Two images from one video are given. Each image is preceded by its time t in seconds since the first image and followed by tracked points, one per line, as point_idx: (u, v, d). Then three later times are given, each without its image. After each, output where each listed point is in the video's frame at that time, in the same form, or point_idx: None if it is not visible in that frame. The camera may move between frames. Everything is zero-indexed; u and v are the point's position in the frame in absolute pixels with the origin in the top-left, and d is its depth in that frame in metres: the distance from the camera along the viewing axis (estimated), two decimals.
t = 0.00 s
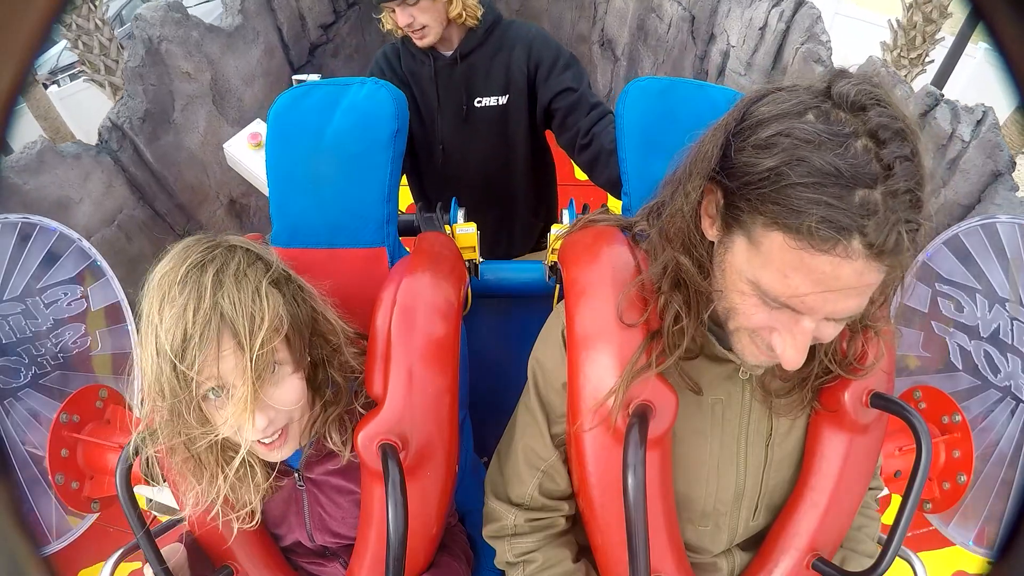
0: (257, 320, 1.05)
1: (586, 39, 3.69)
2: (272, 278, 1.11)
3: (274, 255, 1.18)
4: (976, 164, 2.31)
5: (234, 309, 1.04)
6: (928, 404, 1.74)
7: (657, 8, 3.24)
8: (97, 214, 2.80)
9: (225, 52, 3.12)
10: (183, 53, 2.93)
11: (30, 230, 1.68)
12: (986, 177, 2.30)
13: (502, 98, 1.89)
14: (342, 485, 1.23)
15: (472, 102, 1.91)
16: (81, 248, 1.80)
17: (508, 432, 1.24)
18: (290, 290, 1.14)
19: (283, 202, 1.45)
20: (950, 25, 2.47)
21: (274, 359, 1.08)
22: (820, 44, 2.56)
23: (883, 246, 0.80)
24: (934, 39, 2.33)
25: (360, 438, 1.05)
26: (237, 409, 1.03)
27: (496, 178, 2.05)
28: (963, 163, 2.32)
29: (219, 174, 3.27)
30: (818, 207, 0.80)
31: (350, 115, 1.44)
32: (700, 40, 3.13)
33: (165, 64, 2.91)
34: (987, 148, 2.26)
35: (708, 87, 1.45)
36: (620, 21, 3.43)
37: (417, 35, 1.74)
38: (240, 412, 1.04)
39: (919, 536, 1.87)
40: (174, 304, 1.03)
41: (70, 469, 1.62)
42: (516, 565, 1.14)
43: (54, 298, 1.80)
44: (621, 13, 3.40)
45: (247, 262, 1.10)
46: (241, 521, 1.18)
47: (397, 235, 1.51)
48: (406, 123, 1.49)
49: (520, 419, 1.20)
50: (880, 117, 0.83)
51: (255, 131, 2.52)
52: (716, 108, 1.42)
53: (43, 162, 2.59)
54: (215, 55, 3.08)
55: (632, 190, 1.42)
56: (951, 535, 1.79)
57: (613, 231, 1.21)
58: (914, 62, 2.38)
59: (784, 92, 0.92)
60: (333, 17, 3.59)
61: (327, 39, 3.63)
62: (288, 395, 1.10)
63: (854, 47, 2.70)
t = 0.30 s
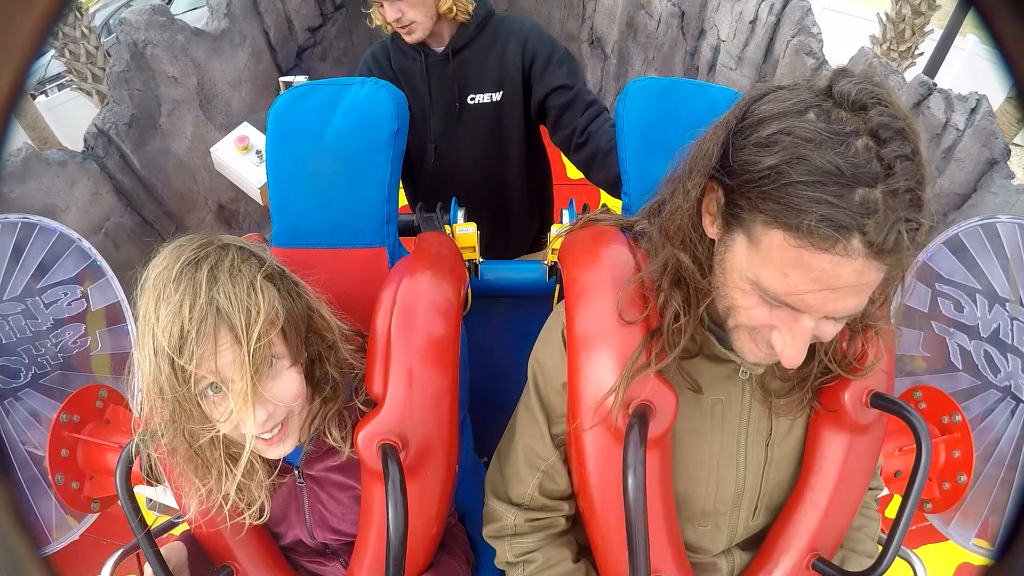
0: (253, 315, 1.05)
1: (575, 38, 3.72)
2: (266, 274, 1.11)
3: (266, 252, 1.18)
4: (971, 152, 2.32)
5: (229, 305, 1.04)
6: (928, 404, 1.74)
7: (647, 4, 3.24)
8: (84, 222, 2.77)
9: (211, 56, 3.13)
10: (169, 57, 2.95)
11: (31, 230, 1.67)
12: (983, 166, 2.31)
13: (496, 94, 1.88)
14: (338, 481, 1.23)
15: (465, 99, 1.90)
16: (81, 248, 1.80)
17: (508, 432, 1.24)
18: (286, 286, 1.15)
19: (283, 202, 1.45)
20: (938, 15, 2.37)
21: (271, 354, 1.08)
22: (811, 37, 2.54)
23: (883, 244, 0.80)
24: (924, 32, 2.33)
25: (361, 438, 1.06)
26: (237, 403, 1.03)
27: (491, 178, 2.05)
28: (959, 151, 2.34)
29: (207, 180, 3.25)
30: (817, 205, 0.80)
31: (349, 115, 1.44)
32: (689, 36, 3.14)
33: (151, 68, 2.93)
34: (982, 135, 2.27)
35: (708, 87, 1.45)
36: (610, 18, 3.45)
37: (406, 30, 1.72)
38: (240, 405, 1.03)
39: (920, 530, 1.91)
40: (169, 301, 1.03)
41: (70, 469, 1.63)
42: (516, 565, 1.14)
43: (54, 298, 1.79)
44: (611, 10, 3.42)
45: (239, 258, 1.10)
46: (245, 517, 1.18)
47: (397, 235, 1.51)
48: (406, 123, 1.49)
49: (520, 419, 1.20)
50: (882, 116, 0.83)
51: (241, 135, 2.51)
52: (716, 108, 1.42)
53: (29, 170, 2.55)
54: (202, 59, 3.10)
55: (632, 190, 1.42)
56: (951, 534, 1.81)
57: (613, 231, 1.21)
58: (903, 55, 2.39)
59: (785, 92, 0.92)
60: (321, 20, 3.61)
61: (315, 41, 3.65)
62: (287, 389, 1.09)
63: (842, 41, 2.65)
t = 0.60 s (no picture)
0: (218, 345, 1.02)
1: (574, 38, 3.72)
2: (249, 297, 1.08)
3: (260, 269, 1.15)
4: (973, 149, 2.31)
5: (197, 331, 1.02)
6: (928, 404, 1.74)
7: (645, 4, 3.25)
8: (78, 223, 2.78)
9: (207, 57, 3.14)
10: (164, 57, 2.95)
11: (31, 230, 1.65)
12: (985, 164, 2.29)
13: (498, 92, 1.88)
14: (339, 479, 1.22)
15: (466, 96, 1.90)
16: (81, 248, 1.78)
17: (507, 432, 1.24)
18: (273, 309, 1.11)
19: (282, 202, 1.45)
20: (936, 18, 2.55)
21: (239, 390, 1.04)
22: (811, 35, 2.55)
23: (880, 240, 0.80)
24: (922, 30, 2.34)
25: (360, 438, 1.06)
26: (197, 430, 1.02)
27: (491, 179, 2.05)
28: (962, 150, 2.32)
29: (203, 182, 3.22)
30: (813, 201, 0.81)
31: (349, 115, 1.44)
32: (688, 35, 3.15)
33: (145, 68, 2.92)
34: (985, 132, 2.26)
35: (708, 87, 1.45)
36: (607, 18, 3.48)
37: (405, 26, 1.72)
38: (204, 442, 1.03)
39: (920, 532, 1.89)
40: (149, 318, 1.03)
41: (70, 469, 1.62)
42: (516, 565, 1.14)
43: (54, 298, 1.80)
44: (609, 10, 3.44)
45: (216, 284, 1.06)
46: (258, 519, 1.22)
47: (397, 235, 1.51)
48: (406, 123, 1.49)
49: (520, 419, 1.20)
50: (879, 113, 0.83)
51: (237, 135, 2.51)
52: (716, 108, 1.41)
53: (23, 171, 2.56)
54: (198, 60, 3.10)
55: (632, 189, 1.42)
56: (951, 535, 1.80)
57: (612, 231, 1.21)
58: (903, 54, 2.40)
59: (783, 90, 0.92)
60: (318, 20, 3.60)
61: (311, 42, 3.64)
62: (261, 417, 1.06)
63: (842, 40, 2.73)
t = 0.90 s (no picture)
0: (187, 432, 0.99)
1: (576, 40, 3.80)
2: (233, 370, 1.02)
3: (259, 330, 1.07)
4: (979, 153, 2.30)
5: (174, 403, 1.00)
6: (928, 404, 1.74)
7: (649, 7, 3.28)
8: (78, 223, 2.74)
9: (209, 56, 3.13)
10: (165, 57, 2.94)
11: (31, 230, 1.65)
12: (990, 168, 2.29)
13: (506, 95, 1.87)
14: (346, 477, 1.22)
15: (474, 100, 1.90)
16: (81, 248, 1.78)
17: (508, 433, 1.24)
18: (263, 380, 1.04)
19: (283, 202, 1.45)
20: (939, 20, 2.57)
21: (214, 460, 1.03)
22: (815, 37, 2.48)
23: (869, 216, 0.80)
24: (926, 34, 2.33)
25: (360, 439, 1.06)
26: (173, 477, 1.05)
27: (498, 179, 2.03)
28: (966, 153, 2.31)
29: (204, 181, 3.21)
30: (800, 180, 0.81)
31: (349, 116, 1.44)
32: (692, 38, 3.12)
33: (147, 68, 2.89)
34: (990, 136, 2.25)
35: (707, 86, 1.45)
36: (612, 21, 3.51)
37: (410, 25, 1.73)
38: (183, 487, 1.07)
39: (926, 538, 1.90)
40: (140, 365, 1.03)
41: (70, 469, 1.62)
42: (516, 565, 1.14)
43: (54, 297, 1.79)
44: (612, 13, 3.50)
45: (196, 366, 1.00)
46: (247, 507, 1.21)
47: (398, 235, 1.51)
48: (406, 123, 1.49)
49: (520, 420, 1.20)
50: (865, 97, 0.84)
51: (238, 135, 2.52)
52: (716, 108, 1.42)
53: (23, 170, 2.53)
54: (199, 59, 3.09)
55: (631, 189, 1.42)
56: (951, 535, 1.80)
57: (613, 231, 1.21)
58: (906, 58, 2.39)
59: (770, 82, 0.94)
60: (320, 21, 3.69)
61: (314, 43, 3.72)
62: (240, 472, 1.07)
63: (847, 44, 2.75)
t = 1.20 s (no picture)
0: (189, 433, 1.00)
1: (583, 45, 3.65)
2: (233, 371, 1.02)
3: (258, 330, 1.07)
4: (986, 158, 2.30)
5: (175, 404, 1.00)
6: (929, 404, 1.73)
7: (654, 11, 3.22)
8: (83, 221, 2.75)
9: (215, 57, 3.14)
10: (172, 56, 2.94)
11: (31, 230, 1.66)
12: (997, 173, 2.28)
13: (514, 100, 1.85)
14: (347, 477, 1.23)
15: (481, 105, 1.88)
16: (81, 248, 1.79)
17: (508, 433, 1.24)
18: (262, 380, 1.04)
19: (283, 202, 1.45)
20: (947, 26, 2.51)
21: (217, 459, 1.04)
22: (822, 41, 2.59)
23: (821, 183, 0.81)
24: (932, 39, 2.32)
25: (360, 438, 1.06)
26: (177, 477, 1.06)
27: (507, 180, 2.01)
28: (973, 160, 2.31)
29: (208, 181, 3.20)
30: (766, 138, 0.88)
31: (349, 116, 1.44)
32: (698, 42, 3.17)
33: (153, 67, 2.91)
34: (997, 142, 2.25)
35: (708, 87, 1.45)
36: (616, 25, 3.42)
37: (415, 36, 1.71)
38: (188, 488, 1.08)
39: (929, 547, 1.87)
40: (141, 367, 1.03)
41: (70, 469, 1.62)
42: (516, 565, 1.14)
43: (54, 298, 1.79)
44: (618, 16, 3.38)
45: (197, 368, 1.00)
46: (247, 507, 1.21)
47: (397, 235, 1.51)
48: (406, 122, 1.49)
49: (520, 420, 1.20)
50: (863, 98, 0.88)
51: (242, 136, 2.52)
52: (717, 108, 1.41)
53: (28, 167, 2.56)
54: (205, 59, 3.09)
55: (631, 189, 1.42)
56: (952, 535, 1.82)
57: (613, 230, 1.21)
58: (913, 64, 2.38)
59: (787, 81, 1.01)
60: (326, 23, 3.62)
61: (320, 45, 3.66)
62: (243, 471, 1.08)
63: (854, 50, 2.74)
